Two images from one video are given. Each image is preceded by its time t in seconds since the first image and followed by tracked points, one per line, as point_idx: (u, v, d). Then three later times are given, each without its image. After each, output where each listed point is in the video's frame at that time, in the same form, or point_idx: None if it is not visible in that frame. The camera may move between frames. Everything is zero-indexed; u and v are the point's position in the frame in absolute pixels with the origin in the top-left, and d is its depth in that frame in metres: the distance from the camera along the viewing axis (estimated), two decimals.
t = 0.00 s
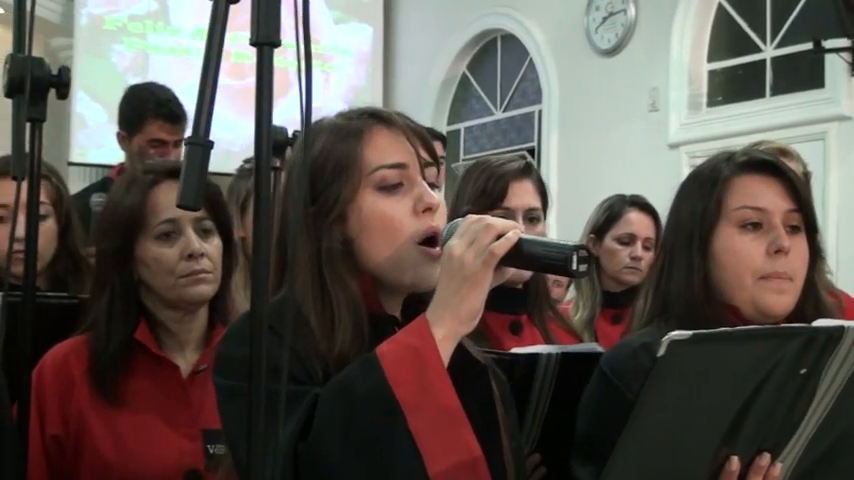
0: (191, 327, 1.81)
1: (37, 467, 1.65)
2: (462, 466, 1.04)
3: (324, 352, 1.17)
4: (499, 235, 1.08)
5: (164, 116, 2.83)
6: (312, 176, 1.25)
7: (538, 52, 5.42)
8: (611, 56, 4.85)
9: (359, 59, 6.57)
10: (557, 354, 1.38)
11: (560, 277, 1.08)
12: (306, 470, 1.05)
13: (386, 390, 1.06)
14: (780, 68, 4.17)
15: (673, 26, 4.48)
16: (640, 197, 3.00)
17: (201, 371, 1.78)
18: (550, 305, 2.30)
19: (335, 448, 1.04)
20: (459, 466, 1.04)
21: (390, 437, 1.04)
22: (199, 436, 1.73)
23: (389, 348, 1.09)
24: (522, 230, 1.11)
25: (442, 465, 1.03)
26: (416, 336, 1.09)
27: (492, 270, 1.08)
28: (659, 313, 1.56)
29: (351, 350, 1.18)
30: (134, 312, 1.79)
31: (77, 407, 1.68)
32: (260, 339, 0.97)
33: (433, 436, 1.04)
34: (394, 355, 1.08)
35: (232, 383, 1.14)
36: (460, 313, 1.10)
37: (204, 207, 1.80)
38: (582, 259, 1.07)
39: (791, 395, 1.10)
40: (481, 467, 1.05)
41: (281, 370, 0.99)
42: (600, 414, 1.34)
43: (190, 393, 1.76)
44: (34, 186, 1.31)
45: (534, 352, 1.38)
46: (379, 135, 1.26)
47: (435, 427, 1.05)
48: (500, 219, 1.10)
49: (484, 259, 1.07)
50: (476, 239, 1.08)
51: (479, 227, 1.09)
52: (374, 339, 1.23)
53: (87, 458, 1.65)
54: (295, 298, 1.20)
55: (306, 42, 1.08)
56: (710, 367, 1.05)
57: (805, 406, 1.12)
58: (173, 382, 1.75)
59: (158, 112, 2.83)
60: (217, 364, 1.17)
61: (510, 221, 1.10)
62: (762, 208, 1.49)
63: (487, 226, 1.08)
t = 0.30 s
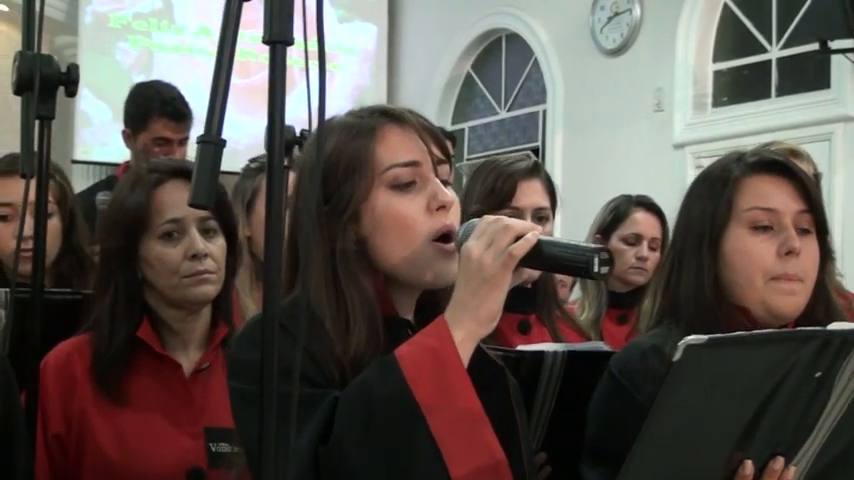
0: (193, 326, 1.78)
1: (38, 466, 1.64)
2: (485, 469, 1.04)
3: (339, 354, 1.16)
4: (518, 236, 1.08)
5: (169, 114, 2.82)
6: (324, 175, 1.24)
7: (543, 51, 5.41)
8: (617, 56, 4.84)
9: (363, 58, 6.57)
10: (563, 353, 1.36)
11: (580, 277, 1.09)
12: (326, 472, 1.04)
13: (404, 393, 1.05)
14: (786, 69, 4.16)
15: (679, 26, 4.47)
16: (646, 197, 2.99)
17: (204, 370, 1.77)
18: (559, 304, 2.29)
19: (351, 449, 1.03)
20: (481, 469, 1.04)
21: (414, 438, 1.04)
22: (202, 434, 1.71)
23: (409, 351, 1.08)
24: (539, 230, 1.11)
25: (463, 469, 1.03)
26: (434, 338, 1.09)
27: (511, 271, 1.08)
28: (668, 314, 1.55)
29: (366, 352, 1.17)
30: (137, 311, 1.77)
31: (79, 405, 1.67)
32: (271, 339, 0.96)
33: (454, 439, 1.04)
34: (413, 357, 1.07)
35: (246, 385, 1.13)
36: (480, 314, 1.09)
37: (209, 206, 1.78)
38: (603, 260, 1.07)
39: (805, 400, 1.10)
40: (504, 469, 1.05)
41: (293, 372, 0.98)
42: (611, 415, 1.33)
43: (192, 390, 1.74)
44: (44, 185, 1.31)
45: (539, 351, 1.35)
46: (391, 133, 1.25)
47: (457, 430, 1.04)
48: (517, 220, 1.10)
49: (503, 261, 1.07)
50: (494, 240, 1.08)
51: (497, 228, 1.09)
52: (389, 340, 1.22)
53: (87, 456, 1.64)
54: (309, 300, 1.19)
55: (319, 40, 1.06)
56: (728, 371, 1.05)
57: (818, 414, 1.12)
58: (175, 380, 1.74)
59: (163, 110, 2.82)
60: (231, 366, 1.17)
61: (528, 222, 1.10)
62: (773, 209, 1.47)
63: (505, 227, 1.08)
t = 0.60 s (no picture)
0: (193, 324, 1.77)
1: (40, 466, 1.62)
2: (502, 468, 1.03)
3: (351, 350, 1.16)
4: (533, 235, 1.10)
5: (170, 112, 2.82)
6: (336, 172, 1.24)
7: (545, 50, 5.40)
8: (619, 54, 4.84)
9: (364, 56, 6.56)
10: (569, 351, 1.31)
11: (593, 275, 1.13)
12: (340, 472, 1.03)
13: (418, 393, 1.04)
14: (789, 68, 4.15)
15: (681, 25, 4.46)
16: (649, 196, 2.99)
17: (205, 367, 1.76)
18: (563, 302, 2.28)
19: (369, 452, 1.02)
20: (499, 468, 1.03)
21: (426, 437, 1.03)
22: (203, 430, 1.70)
23: (424, 349, 1.08)
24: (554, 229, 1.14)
25: (481, 467, 1.02)
26: (449, 336, 1.09)
27: (527, 270, 1.10)
28: (674, 315, 1.54)
29: (379, 351, 1.17)
30: (138, 308, 1.76)
31: (79, 403, 1.65)
32: (279, 335, 0.95)
33: (469, 439, 1.04)
34: (429, 355, 1.07)
35: (256, 384, 1.13)
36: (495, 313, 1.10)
37: (212, 204, 1.76)
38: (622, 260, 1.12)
39: (815, 399, 1.10)
40: (520, 468, 1.04)
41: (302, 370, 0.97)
42: (624, 416, 1.32)
43: (193, 386, 1.73)
44: (49, 184, 1.30)
45: (545, 348, 1.31)
46: (404, 129, 1.24)
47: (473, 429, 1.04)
48: (532, 219, 1.12)
49: (520, 260, 1.08)
50: (511, 239, 1.10)
51: (513, 227, 1.11)
52: (401, 339, 1.21)
53: (88, 455, 1.62)
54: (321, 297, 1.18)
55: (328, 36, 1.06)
56: (738, 371, 1.04)
57: (828, 414, 1.12)
58: (177, 376, 1.73)
59: (164, 107, 2.81)
60: (244, 364, 1.16)
61: (543, 220, 1.12)
62: (782, 208, 1.46)
63: (521, 226, 1.10)
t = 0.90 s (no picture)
0: (192, 321, 1.76)
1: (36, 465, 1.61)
2: (507, 461, 1.03)
3: (354, 347, 1.15)
4: (537, 228, 1.09)
5: (169, 109, 2.80)
6: (340, 169, 1.23)
7: (543, 48, 5.39)
8: (618, 52, 4.83)
9: (362, 54, 6.55)
10: (574, 350, 1.31)
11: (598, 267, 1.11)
12: (344, 467, 1.02)
13: (422, 390, 1.03)
14: (789, 66, 4.15)
15: (680, 23, 4.45)
16: (650, 194, 2.98)
17: (203, 363, 1.75)
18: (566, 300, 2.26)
19: (372, 449, 1.01)
20: (503, 461, 1.02)
21: (429, 433, 1.02)
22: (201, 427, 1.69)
23: (427, 344, 1.07)
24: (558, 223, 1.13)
25: (486, 459, 1.01)
26: (453, 331, 1.07)
27: (530, 263, 1.08)
28: (679, 314, 1.53)
29: (381, 348, 1.16)
30: (135, 304, 1.74)
31: (77, 400, 1.64)
32: (282, 331, 0.94)
33: (473, 434, 1.02)
34: (431, 350, 1.06)
35: (258, 380, 1.12)
36: (499, 307, 1.09)
37: (210, 201, 1.75)
38: (625, 250, 1.09)
39: (822, 398, 1.09)
40: (524, 460, 1.03)
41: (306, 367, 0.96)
42: (629, 416, 1.31)
43: (191, 383, 1.72)
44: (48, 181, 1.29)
45: (550, 346, 1.30)
46: (407, 125, 1.23)
47: (476, 424, 1.03)
48: (536, 212, 1.10)
49: (522, 251, 1.07)
50: (513, 231, 1.08)
51: (516, 219, 1.09)
52: (404, 336, 1.21)
53: (86, 453, 1.61)
54: (324, 294, 1.17)
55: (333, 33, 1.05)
56: (745, 371, 1.03)
57: (834, 413, 1.11)
58: (174, 373, 1.71)
59: (162, 105, 2.80)
60: (245, 362, 1.15)
61: (547, 214, 1.11)
62: (786, 207, 1.45)
63: (524, 219, 1.08)
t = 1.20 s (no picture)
0: (189, 318, 1.75)
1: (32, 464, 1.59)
2: (506, 461, 1.02)
3: (353, 346, 1.14)
4: (539, 226, 1.08)
5: (163, 106, 2.79)
6: (339, 166, 1.22)
7: (539, 46, 5.38)
8: (613, 50, 4.82)
9: (358, 52, 6.54)
10: (569, 346, 1.28)
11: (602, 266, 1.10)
12: (343, 464, 1.01)
13: (423, 388, 1.03)
14: (785, 63, 4.14)
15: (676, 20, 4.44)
16: (649, 192, 2.98)
17: (199, 362, 1.74)
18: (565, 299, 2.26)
19: (371, 445, 1.00)
20: (501, 459, 1.01)
21: (429, 431, 1.01)
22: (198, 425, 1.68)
23: (428, 341, 1.06)
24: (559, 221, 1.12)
25: (485, 460, 1.00)
26: (454, 329, 1.07)
27: (532, 261, 1.07)
28: (681, 311, 1.51)
29: (381, 346, 1.15)
30: (132, 301, 1.72)
31: (72, 398, 1.63)
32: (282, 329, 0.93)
33: (473, 432, 1.01)
34: (432, 346, 1.05)
35: (257, 377, 1.11)
36: (500, 305, 1.08)
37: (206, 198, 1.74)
38: (629, 248, 1.08)
39: (825, 396, 1.08)
40: (522, 459, 1.02)
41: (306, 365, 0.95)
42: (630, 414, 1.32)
43: (188, 381, 1.71)
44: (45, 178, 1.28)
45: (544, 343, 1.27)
46: (409, 123, 1.22)
47: (477, 422, 1.02)
48: (538, 210, 1.10)
49: (524, 249, 1.06)
50: (515, 229, 1.07)
51: (518, 217, 1.08)
52: (403, 334, 1.20)
53: (82, 452, 1.60)
54: (324, 293, 1.16)
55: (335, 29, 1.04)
56: (748, 370, 1.03)
57: (838, 412, 1.11)
58: (171, 371, 1.70)
59: (157, 102, 2.79)
60: (245, 359, 1.14)
61: (549, 212, 1.10)
62: (789, 204, 1.45)
63: (526, 217, 1.08)
